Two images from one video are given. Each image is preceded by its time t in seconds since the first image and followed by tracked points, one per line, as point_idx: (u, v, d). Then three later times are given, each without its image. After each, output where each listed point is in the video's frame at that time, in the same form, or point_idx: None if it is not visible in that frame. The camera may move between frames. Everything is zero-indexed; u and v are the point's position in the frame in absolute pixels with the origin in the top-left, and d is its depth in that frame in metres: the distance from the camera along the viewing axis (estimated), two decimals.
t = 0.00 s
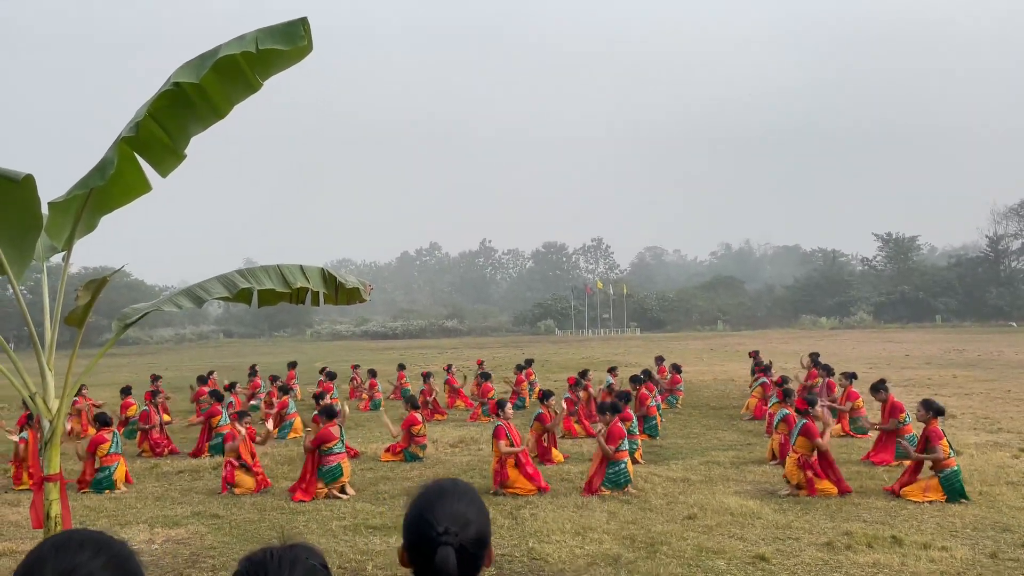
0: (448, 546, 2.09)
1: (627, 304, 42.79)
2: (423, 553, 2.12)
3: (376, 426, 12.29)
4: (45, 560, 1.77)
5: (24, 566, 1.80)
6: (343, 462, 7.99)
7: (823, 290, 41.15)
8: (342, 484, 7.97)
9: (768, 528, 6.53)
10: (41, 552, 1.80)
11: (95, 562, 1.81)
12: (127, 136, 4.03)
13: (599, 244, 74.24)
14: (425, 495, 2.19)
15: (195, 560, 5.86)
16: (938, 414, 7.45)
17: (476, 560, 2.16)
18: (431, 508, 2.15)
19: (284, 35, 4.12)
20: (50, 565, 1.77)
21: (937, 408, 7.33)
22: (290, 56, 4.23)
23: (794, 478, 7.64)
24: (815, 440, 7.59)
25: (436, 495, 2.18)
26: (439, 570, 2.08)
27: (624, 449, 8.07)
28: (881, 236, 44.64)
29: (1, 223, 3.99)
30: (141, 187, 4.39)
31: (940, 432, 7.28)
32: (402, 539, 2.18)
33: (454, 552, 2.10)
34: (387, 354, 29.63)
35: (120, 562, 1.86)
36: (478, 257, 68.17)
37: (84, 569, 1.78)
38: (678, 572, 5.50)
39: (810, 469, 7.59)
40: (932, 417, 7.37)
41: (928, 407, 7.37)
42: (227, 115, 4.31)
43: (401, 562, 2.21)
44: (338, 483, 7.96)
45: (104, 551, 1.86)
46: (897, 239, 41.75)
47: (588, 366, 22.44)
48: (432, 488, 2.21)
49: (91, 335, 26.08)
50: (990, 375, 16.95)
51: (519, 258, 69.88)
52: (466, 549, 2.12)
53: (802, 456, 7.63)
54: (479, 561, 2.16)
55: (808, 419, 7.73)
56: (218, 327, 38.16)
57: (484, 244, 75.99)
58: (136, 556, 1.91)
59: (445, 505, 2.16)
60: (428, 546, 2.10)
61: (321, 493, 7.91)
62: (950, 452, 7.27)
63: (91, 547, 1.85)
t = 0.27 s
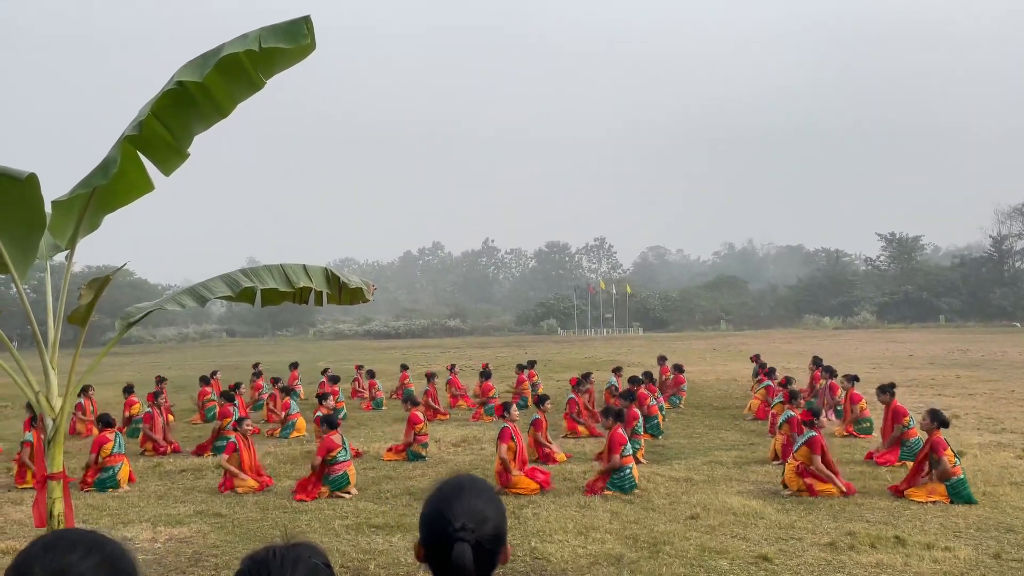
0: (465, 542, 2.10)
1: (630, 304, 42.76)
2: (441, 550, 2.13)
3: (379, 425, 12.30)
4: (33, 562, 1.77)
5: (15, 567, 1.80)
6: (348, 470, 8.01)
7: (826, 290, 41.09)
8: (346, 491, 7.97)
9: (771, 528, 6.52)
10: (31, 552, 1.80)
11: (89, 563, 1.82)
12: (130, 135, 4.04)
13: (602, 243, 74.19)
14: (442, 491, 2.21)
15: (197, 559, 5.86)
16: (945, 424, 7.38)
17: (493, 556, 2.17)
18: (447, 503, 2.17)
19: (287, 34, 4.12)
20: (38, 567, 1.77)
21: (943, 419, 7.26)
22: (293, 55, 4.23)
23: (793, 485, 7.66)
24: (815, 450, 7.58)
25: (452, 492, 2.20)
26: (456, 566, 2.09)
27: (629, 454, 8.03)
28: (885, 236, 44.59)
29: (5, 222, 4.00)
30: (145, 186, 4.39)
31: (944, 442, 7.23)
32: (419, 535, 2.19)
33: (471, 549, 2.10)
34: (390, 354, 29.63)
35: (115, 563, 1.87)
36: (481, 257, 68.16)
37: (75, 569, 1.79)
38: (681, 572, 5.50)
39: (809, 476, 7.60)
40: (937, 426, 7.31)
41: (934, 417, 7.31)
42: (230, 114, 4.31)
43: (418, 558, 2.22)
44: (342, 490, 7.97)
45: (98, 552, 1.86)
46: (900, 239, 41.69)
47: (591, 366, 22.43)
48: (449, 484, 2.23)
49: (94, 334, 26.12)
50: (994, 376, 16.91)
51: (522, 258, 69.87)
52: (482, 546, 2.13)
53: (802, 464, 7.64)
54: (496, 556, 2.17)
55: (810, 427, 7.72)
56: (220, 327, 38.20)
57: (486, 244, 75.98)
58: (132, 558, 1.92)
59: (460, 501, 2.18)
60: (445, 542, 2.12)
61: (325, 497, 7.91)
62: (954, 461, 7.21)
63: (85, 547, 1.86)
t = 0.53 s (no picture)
0: (470, 540, 2.10)
1: (632, 304, 42.75)
2: (446, 548, 2.13)
3: (381, 425, 12.30)
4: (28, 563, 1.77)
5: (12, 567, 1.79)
6: (347, 462, 8.02)
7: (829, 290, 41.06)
8: (346, 484, 7.98)
9: (773, 528, 6.51)
10: (31, 550, 1.80)
11: (86, 562, 1.81)
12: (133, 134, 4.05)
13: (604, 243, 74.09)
14: (447, 489, 2.21)
15: (199, 558, 5.87)
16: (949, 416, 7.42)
17: (497, 555, 2.16)
18: (452, 501, 2.17)
19: (289, 33, 4.11)
20: (35, 565, 1.76)
21: (948, 410, 7.30)
22: (295, 54, 4.22)
23: (799, 481, 7.62)
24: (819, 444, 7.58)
25: (456, 490, 2.20)
26: (461, 563, 2.09)
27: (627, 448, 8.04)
28: (887, 236, 44.57)
29: (8, 221, 4.01)
30: (147, 185, 4.39)
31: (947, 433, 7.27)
32: (424, 535, 2.19)
33: (476, 546, 2.10)
34: (392, 354, 29.65)
35: (112, 562, 1.86)
36: (483, 257, 68.18)
37: (71, 568, 1.79)
38: (682, 572, 5.50)
39: (814, 471, 7.58)
40: (941, 418, 7.34)
41: (938, 408, 7.34)
42: (233, 113, 4.32)
43: (423, 556, 2.22)
44: (342, 483, 7.98)
45: (95, 551, 1.85)
46: (903, 239, 41.67)
47: (593, 366, 22.44)
48: (454, 482, 2.23)
49: (97, 333, 26.15)
50: (996, 376, 16.89)
51: (524, 258, 69.89)
52: (487, 544, 2.13)
53: (808, 457, 7.62)
54: (501, 554, 2.16)
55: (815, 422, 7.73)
56: (223, 326, 38.24)
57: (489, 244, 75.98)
58: (129, 556, 1.91)
59: (464, 498, 2.18)
60: (450, 540, 2.11)
61: (326, 492, 7.90)
62: (955, 453, 7.24)
63: (83, 545, 1.85)
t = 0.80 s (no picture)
0: (480, 538, 2.10)
1: (633, 304, 42.72)
2: (455, 546, 2.13)
3: (382, 425, 12.31)
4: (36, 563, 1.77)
5: (22, 566, 1.79)
6: (351, 468, 8.01)
7: (830, 291, 41.02)
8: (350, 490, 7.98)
9: (774, 529, 6.51)
10: (45, 545, 1.81)
11: (96, 559, 1.82)
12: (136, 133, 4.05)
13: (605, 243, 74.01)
14: (457, 488, 2.21)
15: (201, 557, 5.88)
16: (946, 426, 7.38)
17: (505, 555, 2.16)
18: (462, 499, 2.17)
19: (291, 32, 4.11)
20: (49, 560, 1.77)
21: (943, 421, 7.27)
22: (297, 54, 4.22)
23: (798, 485, 7.62)
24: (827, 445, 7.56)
25: (465, 489, 2.21)
26: (470, 562, 2.09)
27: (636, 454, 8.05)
28: (889, 237, 44.53)
29: (11, 221, 4.01)
30: (150, 184, 4.40)
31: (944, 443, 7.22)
32: (433, 534, 2.19)
33: (485, 544, 2.10)
34: (394, 353, 29.64)
35: (120, 559, 1.86)
36: (484, 257, 68.17)
37: (84, 565, 1.79)
38: (684, 573, 5.50)
39: (812, 476, 7.58)
40: (938, 427, 7.33)
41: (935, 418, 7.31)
42: (236, 113, 4.32)
43: (432, 555, 2.22)
44: (347, 489, 7.97)
45: (103, 549, 1.85)
46: (904, 240, 41.65)
47: (594, 366, 22.43)
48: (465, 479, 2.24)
49: (98, 333, 26.16)
50: (998, 377, 16.87)
51: (525, 258, 69.87)
52: (497, 542, 2.13)
53: (807, 463, 7.61)
54: (510, 553, 2.17)
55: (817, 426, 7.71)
56: (224, 326, 38.25)
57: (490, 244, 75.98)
58: (138, 554, 1.91)
59: (474, 496, 2.18)
60: (460, 538, 2.12)
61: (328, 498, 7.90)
62: (954, 462, 7.19)
63: (97, 542, 1.86)
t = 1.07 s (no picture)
0: (497, 540, 2.10)
1: (634, 304, 42.70)
2: (471, 548, 2.12)
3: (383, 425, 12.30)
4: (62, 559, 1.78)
5: (51, 561, 1.79)
6: (347, 459, 8.01)
7: (831, 291, 41.01)
8: (348, 482, 7.98)
9: (776, 530, 6.51)
10: (71, 544, 1.81)
11: (122, 556, 1.82)
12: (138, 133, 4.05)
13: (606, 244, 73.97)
14: (468, 490, 2.20)
15: (203, 557, 5.88)
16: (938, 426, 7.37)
17: (518, 557, 2.16)
18: (476, 502, 2.16)
19: (294, 32, 4.12)
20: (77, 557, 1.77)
21: (936, 421, 7.26)
22: (300, 54, 4.23)
23: (802, 481, 7.60)
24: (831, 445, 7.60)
25: (478, 492, 2.19)
26: (487, 565, 2.08)
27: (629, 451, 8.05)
28: (890, 238, 44.55)
29: (15, 220, 4.01)
30: (151, 184, 4.40)
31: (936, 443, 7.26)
32: (443, 537, 2.17)
33: (503, 546, 2.10)
34: (394, 353, 29.62)
35: (148, 559, 1.86)
36: (485, 257, 68.21)
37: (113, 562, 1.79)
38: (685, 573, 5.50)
39: (820, 473, 7.58)
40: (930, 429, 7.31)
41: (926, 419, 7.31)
42: (238, 113, 4.32)
43: (441, 558, 2.20)
44: (344, 481, 7.97)
45: (131, 546, 1.86)
46: (905, 241, 41.66)
47: (595, 366, 22.42)
48: (473, 483, 2.22)
49: (99, 332, 26.15)
50: (1000, 378, 16.87)
51: (526, 258, 69.86)
52: (511, 542, 2.13)
53: (812, 460, 7.62)
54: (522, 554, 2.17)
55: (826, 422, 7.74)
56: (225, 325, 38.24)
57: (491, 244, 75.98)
58: (165, 555, 1.91)
59: (489, 500, 2.17)
60: (477, 542, 2.10)
61: (328, 493, 7.91)
62: (950, 461, 7.24)
63: (121, 540, 1.85)
